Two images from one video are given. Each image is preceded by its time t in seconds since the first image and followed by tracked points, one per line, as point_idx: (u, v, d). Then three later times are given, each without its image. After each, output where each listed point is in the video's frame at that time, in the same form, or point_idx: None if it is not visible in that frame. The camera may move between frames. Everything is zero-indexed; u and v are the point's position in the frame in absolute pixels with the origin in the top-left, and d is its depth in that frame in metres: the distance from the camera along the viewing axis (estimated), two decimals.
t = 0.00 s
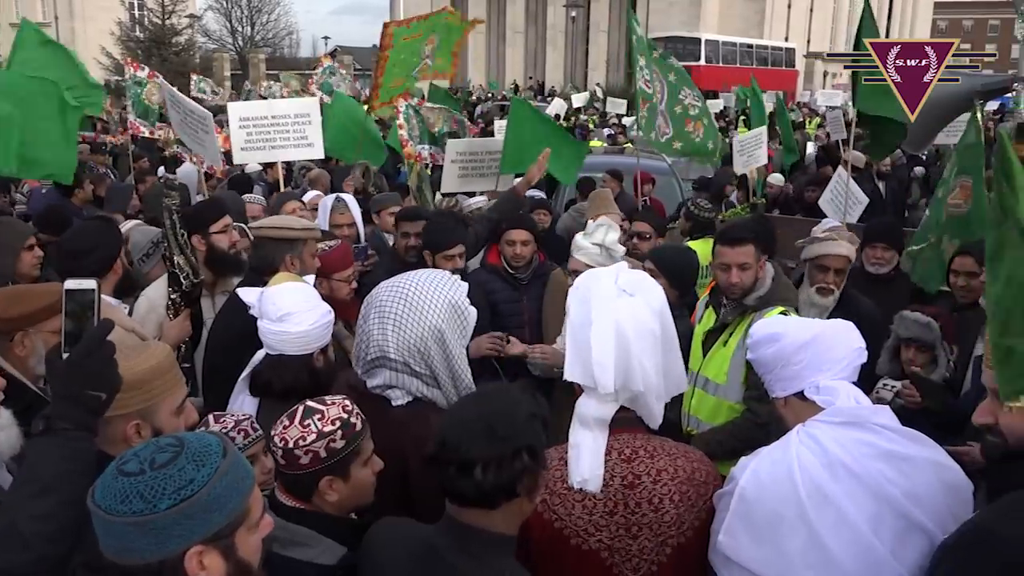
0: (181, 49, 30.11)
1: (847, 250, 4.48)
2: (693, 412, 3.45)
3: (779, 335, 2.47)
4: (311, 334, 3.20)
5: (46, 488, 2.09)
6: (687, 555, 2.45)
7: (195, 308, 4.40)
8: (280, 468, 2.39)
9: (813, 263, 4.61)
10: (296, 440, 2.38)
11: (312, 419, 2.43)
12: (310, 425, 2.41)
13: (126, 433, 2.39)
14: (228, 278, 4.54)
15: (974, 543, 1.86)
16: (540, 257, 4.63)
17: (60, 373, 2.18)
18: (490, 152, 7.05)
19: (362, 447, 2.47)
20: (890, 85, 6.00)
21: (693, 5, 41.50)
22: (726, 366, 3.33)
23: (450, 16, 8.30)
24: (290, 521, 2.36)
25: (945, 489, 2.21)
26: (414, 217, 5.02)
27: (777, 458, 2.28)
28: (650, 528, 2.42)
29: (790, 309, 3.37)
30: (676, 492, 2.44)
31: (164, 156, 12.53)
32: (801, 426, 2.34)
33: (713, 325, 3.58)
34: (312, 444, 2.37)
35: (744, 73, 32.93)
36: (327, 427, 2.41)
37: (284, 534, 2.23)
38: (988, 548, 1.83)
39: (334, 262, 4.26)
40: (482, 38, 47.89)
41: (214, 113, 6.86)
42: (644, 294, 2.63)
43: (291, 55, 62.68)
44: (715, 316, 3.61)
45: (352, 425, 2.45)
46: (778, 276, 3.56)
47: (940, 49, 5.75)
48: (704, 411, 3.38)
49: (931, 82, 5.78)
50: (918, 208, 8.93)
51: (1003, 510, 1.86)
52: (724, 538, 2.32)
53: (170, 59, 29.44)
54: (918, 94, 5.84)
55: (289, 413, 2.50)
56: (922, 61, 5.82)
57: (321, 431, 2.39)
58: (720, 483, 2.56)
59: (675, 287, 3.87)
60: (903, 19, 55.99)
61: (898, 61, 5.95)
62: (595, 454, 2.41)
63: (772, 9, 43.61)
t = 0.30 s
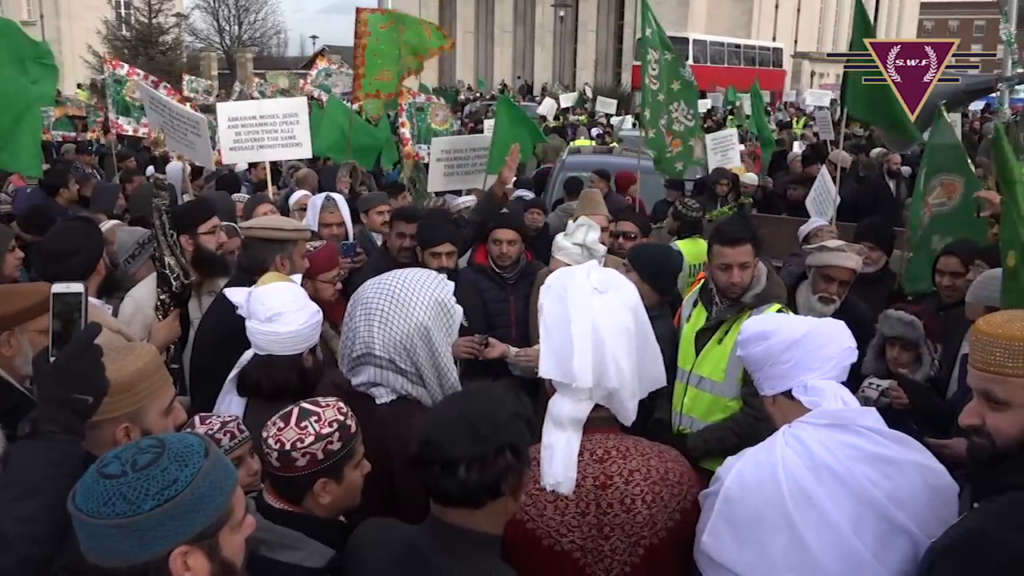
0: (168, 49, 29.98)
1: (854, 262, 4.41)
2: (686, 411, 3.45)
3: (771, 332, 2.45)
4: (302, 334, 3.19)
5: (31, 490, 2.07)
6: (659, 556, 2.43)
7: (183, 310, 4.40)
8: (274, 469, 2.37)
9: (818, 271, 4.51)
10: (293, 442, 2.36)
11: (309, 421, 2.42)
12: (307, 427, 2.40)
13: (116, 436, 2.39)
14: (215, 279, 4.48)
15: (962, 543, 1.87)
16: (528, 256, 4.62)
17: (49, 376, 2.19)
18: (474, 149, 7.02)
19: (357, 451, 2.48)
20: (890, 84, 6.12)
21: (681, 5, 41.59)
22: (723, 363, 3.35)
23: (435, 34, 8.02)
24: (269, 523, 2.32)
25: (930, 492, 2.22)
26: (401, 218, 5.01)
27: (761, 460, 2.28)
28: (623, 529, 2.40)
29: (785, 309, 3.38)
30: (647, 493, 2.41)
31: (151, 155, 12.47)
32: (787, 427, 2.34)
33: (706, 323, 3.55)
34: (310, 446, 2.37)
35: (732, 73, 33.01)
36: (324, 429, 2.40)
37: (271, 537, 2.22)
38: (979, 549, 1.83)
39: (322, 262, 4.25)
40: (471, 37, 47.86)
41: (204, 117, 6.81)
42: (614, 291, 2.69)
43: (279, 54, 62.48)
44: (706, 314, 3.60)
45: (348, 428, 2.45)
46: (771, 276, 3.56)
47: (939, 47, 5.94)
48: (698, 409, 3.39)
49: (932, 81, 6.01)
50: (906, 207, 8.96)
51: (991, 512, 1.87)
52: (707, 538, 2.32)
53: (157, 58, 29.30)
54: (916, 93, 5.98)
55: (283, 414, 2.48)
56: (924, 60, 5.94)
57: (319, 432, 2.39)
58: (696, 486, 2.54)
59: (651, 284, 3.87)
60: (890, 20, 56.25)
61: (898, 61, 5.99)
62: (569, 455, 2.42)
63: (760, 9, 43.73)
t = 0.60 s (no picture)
0: (157, 48, 29.93)
1: (841, 270, 4.42)
2: (680, 411, 3.45)
3: (759, 333, 2.45)
4: (292, 333, 3.18)
5: (20, 489, 2.04)
6: (645, 558, 2.42)
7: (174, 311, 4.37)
8: (269, 470, 2.34)
9: (802, 277, 4.54)
10: (291, 442, 2.36)
11: (305, 420, 2.43)
12: (304, 426, 2.40)
13: (106, 438, 2.38)
14: (204, 279, 4.52)
15: (958, 544, 1.88)
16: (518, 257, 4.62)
17: (40, 377, 2.22)
18: (463, 147, 7.03)
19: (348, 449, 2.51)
20: (889, 85, 5.75)
21: (671, 6, 41.65)
22: (722, 364, 3.36)
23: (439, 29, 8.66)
24: (258, 523, 2.29)
25: (918, 498, 2.21)
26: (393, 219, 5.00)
27: (748, 464, 2.30)
28: (611, 531, 2.39)
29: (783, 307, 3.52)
30: (634, 496, 2.40)
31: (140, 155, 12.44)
32: (775, 430, 2.35)
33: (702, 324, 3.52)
34: (308, 445, 2.37)
35: (722, 73, 33.09)
36: (321, 427, 2.42)
37: (260, 538, 2.21)
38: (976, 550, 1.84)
39: (308, 263, 4.25)
40: (461, 37, 47.93)
41: (196, 111, 6.75)
42: (605, 294, 2.69)
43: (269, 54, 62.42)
44: (701, 314, 3.61)
45: (342, 426, 2.49)
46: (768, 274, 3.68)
47: (940, 49, 5.66)
48: (694, 408, 3.40)
49: (931, 82, 5.64)
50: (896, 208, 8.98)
51: (988, 514, 1.87)
52: (694, 541, 2.35)
53: (146, 58, 29.26)
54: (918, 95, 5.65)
55: (278, 414, 2.47)
56: (924, 60, 5.60)
57: (317, 431, 2.40)
58: (685, 489, 2.54)
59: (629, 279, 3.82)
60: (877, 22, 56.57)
61: (898, 61, 5.67)
62: (558, 459, 2.41)
63: (750, 10, 43.90)
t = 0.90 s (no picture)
0: (144, 48, 29.78)
1: (819, 284, 4.46)
2: (669, 409, 3.42)
3: (748, 334, 2.41)
4: (276, 334, 3.16)
5: (7, 493, 2.03)
6: (642, 558, 2.42)
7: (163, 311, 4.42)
8: (262, 469, 2.33)
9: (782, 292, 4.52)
10: (285, 440, 2.35)
11: (297, 419, 2.42)
12: (297, 424, 2.40)
13: (95, 440, 2.36)
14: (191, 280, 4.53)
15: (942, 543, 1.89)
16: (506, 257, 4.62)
17: (25, 381, 2.21)
18: (457, 146, 7.02)
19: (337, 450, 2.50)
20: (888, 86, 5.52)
21: (660, 6, 41.63)
22: (714, 363, 3.34)
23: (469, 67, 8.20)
24: (247, 521, 2.27)
25: (903, 501, 2.24)
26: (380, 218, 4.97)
27: (736, 469, 2.28)
28: (606, 532, 2.38)
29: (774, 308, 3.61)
30: (631, 497, 2.39)
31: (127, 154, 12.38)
32: (761, 433, 2.35)
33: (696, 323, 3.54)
34: (301, 443, 2.37)
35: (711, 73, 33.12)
36: (314, 425, 2.42)
37: (248, 537, 2.21)
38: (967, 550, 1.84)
39: (295, 264, 4.25)
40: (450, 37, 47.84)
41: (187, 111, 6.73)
42: (592, 291, 2.68)
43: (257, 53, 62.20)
44: (698, 313, 3.63)
45: (333, 424, 2.49)
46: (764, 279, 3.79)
47: (941, 48, 5.42)
48: (685, 407, 3.37)
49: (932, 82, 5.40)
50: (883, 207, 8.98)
51: (979, 513, 1.88)
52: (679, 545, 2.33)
53: (133, 57, 29.10)
54: (918, 93, 5.37)
55: (270, 413, 2.46)
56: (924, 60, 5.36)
57: (310, 429, 2.40)
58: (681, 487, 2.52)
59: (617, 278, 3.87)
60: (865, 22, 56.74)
61: (897, 61, 5.43)
62: (543, 450, 2.45)
63: (738, 10, 43.98)
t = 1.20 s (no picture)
0: (132, 48, 29.70)
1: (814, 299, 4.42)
2: (660, 407, 3.43)
3: (752, 336, 2.35)
4: (260, 336, 3.15)
5: None
6: (629, 558, 2.41)
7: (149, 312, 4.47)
8: (251, 469, 2.32)
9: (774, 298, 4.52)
10: (275, 440, 2.35)
11: (287, 419, 2.41)
12: (287, 424, 2.39)
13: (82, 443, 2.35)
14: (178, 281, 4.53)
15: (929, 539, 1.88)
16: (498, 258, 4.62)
17: (11, 385, 2.20)
18: (450, 147, 6.99)
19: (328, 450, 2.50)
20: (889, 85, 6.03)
21: (649, 6, 41.69)
22: (703, 363, 3.33)
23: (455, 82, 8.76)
24: (236, 521, 2.27)
25: (896, 504, 2.25)
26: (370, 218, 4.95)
27: (730, 472, 2.27)
28: (594, 532, 2.38)
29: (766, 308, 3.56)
30: (621, 497, 2.39)
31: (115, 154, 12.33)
32: (755, 437, 2.32)
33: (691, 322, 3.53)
34: (291, 443, 2.37)
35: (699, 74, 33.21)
36: (304, 425, 2.41)
37: (238, 537, 2.22)
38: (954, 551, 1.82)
39: (284, 266, 4.24)
40: (440, 38, 47.83)
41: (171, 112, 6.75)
42: (563, 290, 2.68)
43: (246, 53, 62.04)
44: (692, 314, 3.64)
45: (323, 424, 2.48)
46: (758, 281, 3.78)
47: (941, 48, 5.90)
48: (674, 406, 3.37)
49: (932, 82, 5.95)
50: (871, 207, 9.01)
51: (966, 510, 1.87)
52: (675, 551, 2.31)
53: (121, 58, 29.01)
54: (918, 93, 5.92)
55: (259, 413, 2.44)
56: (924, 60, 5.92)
57: (300, 429, 2.39)
58: (672, 489, 2.50)
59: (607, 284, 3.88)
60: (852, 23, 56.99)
61: (897, 61, 5.97)
62: (529, 446, 2.49)
63: (727, 11, 44.12)
